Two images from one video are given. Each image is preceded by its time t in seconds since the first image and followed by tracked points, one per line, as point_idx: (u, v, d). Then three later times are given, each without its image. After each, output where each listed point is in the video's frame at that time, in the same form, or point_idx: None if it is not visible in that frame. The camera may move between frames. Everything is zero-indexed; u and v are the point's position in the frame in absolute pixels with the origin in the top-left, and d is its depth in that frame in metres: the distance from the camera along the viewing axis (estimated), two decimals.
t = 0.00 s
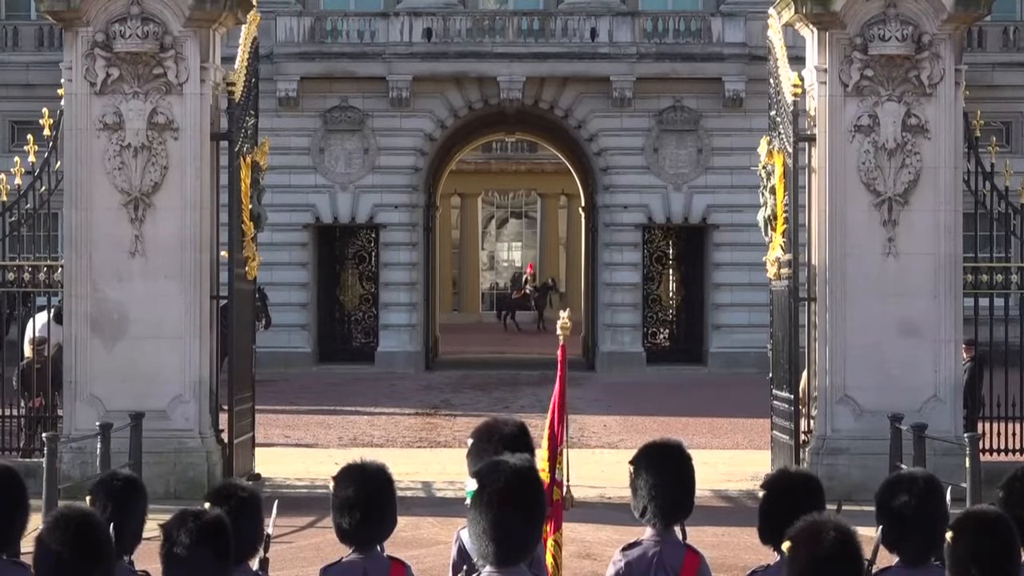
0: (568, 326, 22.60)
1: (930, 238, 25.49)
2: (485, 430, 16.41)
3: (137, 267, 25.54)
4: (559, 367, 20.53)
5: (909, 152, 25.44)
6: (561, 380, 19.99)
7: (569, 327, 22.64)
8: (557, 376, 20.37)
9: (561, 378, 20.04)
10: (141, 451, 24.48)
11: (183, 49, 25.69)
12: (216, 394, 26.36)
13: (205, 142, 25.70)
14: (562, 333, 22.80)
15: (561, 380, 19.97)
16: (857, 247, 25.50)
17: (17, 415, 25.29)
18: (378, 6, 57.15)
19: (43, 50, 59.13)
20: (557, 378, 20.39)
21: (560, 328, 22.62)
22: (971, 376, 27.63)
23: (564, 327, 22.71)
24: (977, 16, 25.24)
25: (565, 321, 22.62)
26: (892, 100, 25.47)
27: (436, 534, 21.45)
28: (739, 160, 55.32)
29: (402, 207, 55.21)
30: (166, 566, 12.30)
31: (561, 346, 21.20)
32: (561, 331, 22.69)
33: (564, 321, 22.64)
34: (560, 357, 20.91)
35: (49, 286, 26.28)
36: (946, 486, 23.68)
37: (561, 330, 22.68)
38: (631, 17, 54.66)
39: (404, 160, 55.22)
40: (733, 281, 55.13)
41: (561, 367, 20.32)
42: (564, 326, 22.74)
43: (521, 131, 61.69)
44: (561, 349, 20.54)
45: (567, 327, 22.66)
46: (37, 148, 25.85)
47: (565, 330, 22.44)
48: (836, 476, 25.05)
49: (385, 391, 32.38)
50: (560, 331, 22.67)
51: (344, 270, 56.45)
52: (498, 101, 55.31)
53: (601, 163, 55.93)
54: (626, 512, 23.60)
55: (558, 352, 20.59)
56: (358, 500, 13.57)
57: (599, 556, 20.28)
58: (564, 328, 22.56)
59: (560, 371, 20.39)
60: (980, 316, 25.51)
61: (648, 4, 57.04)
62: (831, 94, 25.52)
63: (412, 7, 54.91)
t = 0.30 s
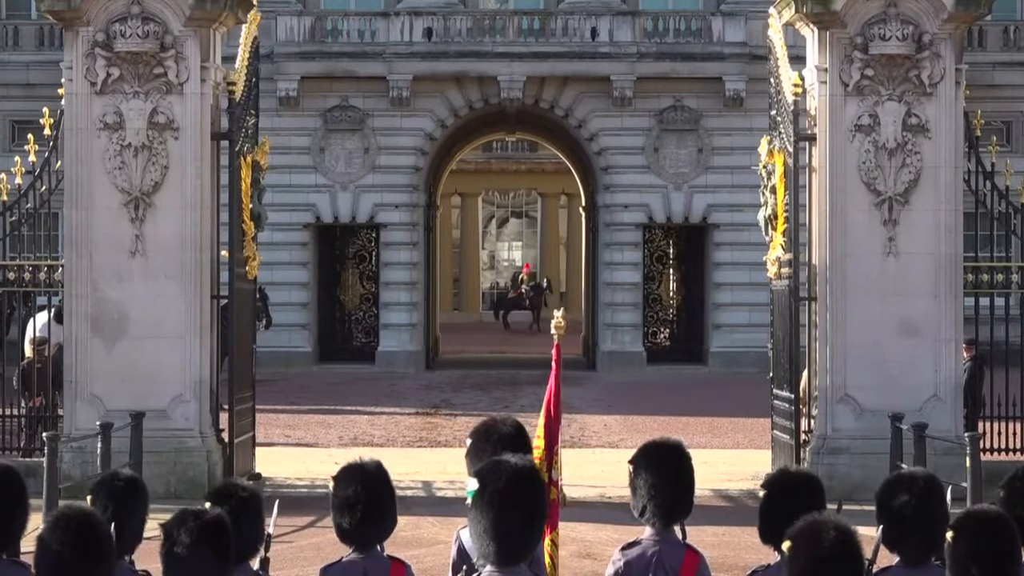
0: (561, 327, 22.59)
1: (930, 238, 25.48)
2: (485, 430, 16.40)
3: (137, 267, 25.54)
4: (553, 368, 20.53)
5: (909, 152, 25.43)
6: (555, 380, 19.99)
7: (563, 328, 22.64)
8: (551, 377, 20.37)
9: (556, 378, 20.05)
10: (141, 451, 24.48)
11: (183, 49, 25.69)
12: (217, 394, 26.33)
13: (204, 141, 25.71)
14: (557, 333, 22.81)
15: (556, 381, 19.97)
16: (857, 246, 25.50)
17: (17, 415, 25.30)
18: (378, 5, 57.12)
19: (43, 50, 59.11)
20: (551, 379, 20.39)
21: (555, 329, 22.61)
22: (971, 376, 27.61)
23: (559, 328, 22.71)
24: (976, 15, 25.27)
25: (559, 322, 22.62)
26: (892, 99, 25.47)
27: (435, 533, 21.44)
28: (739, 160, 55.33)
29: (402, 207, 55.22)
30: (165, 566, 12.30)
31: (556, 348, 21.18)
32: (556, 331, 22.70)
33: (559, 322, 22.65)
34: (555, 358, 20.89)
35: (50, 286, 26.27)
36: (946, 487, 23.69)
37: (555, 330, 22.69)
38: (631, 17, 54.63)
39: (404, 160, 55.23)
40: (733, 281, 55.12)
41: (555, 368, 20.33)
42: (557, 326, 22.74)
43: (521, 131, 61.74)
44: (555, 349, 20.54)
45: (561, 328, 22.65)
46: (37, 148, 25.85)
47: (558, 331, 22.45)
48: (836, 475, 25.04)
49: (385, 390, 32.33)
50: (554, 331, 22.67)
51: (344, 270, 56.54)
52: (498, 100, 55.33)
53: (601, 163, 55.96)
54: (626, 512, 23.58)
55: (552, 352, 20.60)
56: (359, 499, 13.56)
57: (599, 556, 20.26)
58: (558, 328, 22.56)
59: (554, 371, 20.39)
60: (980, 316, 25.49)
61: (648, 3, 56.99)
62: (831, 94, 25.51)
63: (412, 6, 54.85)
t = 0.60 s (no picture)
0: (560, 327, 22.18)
1: (936, 237, 25.09)
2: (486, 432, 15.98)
3: (132, 267, 25.15)
4: (551, 367, 20.10)
5: (916, 150, 25.05)
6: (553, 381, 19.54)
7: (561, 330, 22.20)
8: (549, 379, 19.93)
9: (553, 379, 19.60)
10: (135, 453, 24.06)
11: (178, 45, 25.30)
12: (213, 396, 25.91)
13: (200, 140, 25.31)
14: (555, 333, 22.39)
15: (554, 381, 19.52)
16: (863, 245, 25.11)
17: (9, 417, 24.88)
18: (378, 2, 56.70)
19: (36, 47, 58.71)
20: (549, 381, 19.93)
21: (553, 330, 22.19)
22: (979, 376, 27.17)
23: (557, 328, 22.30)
24: (983, 11, 24.82)
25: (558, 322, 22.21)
26: (898, 96, 25.08)
27: (435, 538, 21.05)
28: (742, 159, 54.93)
29: (400, 206, 54.71)
30: (159, 571, 11.88)
31: (553, 349, 20.73)
32: (554, 332, 22.28)
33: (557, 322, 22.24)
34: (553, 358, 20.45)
35: (42, 286, 25.88)
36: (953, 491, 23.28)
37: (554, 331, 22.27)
38: (633, 13, 54.46)
39: (403, 159, 54.84)
40: (737, 281, 54.67)
41: (554, 368, 19.90)
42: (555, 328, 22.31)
43: (522, 129, 61.43)
44: (553, 349, 20.09)
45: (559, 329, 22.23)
46: (30, 145, 25.47)
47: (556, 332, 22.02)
48: (842, 478, 24.63)
49: (383, 392, 31.92)
50: (552, 332, 22.25)
51: (341, 270, 55.86)
52: (498, 97, 54.84)
53: (601, 161, 55.51)
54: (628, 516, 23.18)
55: (549, 353, 20.17)
56: (357, 503, 13.13)
57: (601, 560, 19.85)
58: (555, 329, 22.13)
59: (552, 373, 19.95)
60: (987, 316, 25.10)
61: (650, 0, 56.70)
62: (836, 91, 25.12)
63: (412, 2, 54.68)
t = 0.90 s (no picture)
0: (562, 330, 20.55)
1: (965, 233, 23.45)
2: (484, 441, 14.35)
3: (106, 266, 23.47)
4: (552, 373, 18.44)
5: (944, 141, 23.41)
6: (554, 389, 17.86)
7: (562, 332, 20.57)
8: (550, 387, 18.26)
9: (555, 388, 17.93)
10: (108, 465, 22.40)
11: (155, 29, 23.56)
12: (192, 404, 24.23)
13: (178, 130, 23.61)
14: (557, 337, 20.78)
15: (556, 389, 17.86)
16: (886, 242, 23.47)
17: None
18: None
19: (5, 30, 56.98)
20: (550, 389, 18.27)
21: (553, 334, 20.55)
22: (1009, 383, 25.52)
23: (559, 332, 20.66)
24: None
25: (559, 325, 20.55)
26: (925, 84, 23.43)
27: (429, 556, 19.38)
28: (759, 150, 51.88)
29: (392, 200, 51.92)
30: None
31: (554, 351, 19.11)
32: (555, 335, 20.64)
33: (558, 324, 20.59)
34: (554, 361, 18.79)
35: (10, 287, 24.24)
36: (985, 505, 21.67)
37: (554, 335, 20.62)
38: None
39: (395, 150, 52.00)
40: (753, 282, 51.61)
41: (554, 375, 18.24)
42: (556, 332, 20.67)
43: (522, 119, 59.26)
44: (555, 355, 18.46)
45: (560, 332, 20.59)
46: None
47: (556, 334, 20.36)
48: (864, 492, 23.01)
49: (375, 400, 30.19)
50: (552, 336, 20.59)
51: (331, 269, 52.77)
52: (497, 85, 52.04)
53: (607, 154, 52.66)
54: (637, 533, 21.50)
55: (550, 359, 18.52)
56: (347, 518, 12.17)
57: None
58: (556, 332, 20.48)
59: (553, 380, 18.31)
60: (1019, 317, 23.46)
61: None
62: (860, 78, 23.52)
63: None
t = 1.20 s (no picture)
0: (564, 333, 18.73)
1: (1000, 228, 21.68)
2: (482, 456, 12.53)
3: (73, 264, 21.61)
4: (553, 382, 16.58)
5: (978, 129, 21.63)
6: (556, 400, 15.97)
7: (564, 335, 18.73)
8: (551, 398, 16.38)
9: (556, 400, 16.05)
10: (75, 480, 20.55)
11: (126, 9, 21.68)
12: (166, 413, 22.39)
13: (151, 118, 21.75)
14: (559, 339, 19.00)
15: (558, 403, 16.01)
16: (916, 239, 21.71)
17: None
18: None
19: None
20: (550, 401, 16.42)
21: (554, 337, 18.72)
22: None
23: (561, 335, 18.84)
24: None
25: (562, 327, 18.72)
26: (957, 68, 21.67)
27: None
28: (780, 140, 47.50)
29: (382, 192, 47.29)
30: None
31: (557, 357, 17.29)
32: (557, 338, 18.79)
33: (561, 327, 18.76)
34: (556, 370, 16.97)
35: None
36: None
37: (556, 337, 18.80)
38: None
39: (386, 139, 47.37)
40: (771, 282, 47.24)
41: (555, 385, 16.37)
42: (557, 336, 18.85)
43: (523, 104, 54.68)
44: (556, 363, 16.63)
45: (562, 335, 18.76)
46: None
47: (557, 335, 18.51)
48: (892, 508, 21.22)
49: (366, 410, 28.33)
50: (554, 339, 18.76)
51: (316, 268, 48.59)
52: (495, 69, 47.70)
53: (614, 143, 48.00)
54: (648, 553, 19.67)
55: (551, 366, 16.68)
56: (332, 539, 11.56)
57: None
58: (558, 335, 18.64)
59: (552, 392, 16.43)
60: None
61: None
62: (888, 61, 21.76)
63: None
